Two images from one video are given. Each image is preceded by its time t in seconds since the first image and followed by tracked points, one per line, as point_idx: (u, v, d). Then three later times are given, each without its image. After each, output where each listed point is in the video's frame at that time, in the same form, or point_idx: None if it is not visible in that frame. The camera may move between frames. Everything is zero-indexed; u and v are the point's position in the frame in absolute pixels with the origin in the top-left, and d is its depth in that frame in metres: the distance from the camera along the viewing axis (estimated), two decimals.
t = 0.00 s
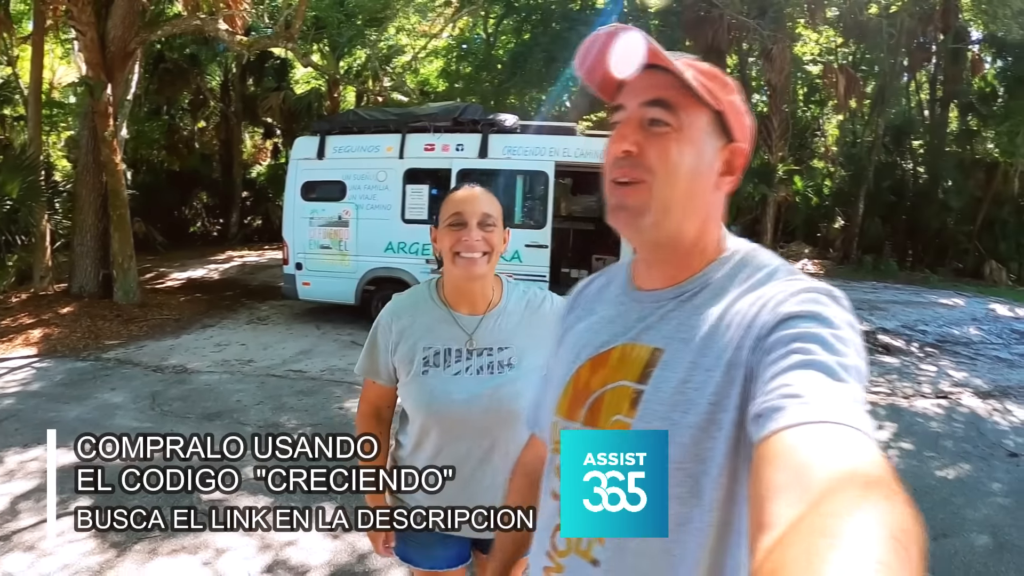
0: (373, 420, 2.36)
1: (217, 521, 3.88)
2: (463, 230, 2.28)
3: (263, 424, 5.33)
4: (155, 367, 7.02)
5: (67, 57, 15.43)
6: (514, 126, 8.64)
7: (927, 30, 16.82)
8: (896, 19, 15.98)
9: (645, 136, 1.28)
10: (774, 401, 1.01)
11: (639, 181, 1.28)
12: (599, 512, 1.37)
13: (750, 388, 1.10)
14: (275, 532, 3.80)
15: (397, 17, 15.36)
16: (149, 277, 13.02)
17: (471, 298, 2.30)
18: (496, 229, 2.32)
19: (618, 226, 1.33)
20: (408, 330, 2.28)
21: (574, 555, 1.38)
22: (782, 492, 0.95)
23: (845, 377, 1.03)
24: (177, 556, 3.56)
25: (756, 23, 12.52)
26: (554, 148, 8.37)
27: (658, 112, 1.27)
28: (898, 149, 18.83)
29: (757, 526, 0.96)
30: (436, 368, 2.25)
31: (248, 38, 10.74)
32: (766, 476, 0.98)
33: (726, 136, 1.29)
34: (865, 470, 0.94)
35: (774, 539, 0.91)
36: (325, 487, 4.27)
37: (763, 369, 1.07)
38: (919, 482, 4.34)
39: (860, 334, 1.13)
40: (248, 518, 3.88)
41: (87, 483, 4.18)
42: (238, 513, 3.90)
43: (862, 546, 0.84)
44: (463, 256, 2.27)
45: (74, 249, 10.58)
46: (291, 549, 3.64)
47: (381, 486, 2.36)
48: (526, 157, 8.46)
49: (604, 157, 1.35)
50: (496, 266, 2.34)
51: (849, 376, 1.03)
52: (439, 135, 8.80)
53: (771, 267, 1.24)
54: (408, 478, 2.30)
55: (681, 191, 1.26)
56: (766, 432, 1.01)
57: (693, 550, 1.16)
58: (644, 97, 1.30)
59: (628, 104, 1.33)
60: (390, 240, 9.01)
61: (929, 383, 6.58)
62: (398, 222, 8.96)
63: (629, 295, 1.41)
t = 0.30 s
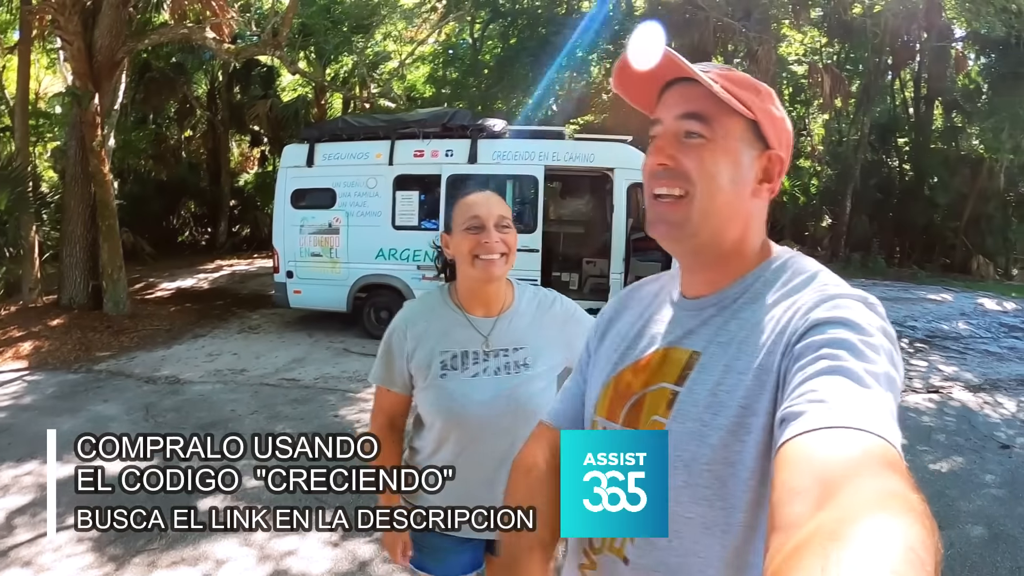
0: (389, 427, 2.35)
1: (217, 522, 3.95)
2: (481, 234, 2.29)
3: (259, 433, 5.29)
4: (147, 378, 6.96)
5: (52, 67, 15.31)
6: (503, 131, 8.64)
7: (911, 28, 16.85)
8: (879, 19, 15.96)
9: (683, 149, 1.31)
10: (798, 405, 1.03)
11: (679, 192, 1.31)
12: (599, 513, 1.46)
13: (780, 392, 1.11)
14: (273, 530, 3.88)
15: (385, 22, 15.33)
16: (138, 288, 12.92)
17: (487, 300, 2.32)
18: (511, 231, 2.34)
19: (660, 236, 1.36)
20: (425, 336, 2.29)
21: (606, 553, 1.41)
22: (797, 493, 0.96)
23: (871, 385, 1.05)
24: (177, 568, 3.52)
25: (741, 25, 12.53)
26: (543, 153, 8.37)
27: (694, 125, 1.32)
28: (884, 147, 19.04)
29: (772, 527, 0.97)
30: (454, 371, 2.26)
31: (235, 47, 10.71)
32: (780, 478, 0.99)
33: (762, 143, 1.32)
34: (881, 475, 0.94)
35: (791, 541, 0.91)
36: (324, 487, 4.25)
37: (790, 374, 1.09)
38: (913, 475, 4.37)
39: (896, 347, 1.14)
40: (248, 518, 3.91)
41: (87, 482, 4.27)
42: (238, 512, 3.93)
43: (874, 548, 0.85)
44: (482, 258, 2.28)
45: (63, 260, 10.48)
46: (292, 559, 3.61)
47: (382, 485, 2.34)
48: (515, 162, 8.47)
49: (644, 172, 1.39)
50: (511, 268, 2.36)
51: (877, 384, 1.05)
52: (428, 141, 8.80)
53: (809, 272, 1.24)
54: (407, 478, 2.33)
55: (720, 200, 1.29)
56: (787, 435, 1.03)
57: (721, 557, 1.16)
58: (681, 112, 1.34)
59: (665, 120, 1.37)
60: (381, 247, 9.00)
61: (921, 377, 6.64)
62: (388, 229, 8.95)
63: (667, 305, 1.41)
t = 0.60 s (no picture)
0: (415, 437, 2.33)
1: (217, 521, 4.06)
2: (505, 240, 2.26)
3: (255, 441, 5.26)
4: (141, 387, 6.91)
5: (42, 74, 15.21)
6: (495, 135, 8.64)
7: (901, 28, 16.92)
8: (868, 19, 16.08)
9: (725, 163, 1.29)
10: (813, 407, 1.04)
11: (720, 207, 1.29)
12: (599, 512, 1.58)
13: (799, 399, 1.10)
14: (273, 529, 3.98)
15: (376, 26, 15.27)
16: (130, 296, 12.84)
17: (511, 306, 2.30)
18: (533, 236, 2.32)
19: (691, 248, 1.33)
20: (450, 344, 2.24)
21: (630, 564, 1.43)
22: (810, 488, 0.97)
23: (888, 387, 1.05)
24: None
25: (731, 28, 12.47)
26: (537, 156, 8.36)
27: (734, 138, 1.30)
28: (875, 146, 19.15)
29: (793, 526, 0.97)
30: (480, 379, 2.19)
31: (226, 52, 10.68)
32: (796, 476, 1.00)
33: (789, 158, 1.34)
34: (895, 473, 0.94)
35: (811, 536, 0.91)
36: (324, 487, 4.43)
37: (808, 380, 1.09)
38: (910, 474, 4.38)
39: (914, 350, 1.15)
40: (248, 518, 4.06)
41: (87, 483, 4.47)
42: (238, 513, 4.08)
43: (889, 546, 0.84)
44: (507, 264, 2.26)
45: (55, 268, 10.41)
46: (290, 569, 3.58)
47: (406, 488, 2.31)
48: (509, 166, 8.43)
49: (677, 184, 1.34)
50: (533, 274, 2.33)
51: (894, 385, 1.06)
52: (421, 146, 8.80)
53: (825, 282, 1.25)
54: (408, 478, 2.30)
55: (756, 215, 1.29)
56: (804, 436, 1.03)
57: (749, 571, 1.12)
58: (716, 122, 1.32)
59: (699, 128, 1.33)
60: (374, 253, 8.98)
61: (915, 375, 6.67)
62: (381, 234, 8.92)
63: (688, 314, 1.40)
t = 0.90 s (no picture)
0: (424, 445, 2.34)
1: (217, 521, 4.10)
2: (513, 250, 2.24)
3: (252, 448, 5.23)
4: (137, 393, 6.87)
5: (38, 77, 15.19)
6: (491, 138, 8.62)
7: (896, 28, 16.94)
8: (863, 20, 16.09)
9: (734, 180, 1.33)
10: (808, 422, 1.03)
11: (730, 224, 1.32)
12: (600, 512, 1.53)
13: (794, 414, 1.08)
14: (274, 530, 4.00)
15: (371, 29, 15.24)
16: (126, 300, 12.80)
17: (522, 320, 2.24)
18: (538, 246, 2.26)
19: (698, 262, 1.33)
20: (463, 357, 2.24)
21: None
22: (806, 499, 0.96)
23: (881, 402, 1.03)
24: None
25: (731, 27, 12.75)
26: (533, 159, 8.35)
27: (742, 156, 1.34)
28: (870, 147, 19.23)
29: (785, 537, 0.97)
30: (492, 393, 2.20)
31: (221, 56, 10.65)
32: (790, 487, 0.99)
33: (786, 172, 1.41)
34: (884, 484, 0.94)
35: (805, 549, 0.92)
36: (325, 486, 4.43)
37: (801, 397, 1.08)
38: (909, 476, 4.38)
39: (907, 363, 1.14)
40: (247, 518, 4.07)
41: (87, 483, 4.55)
42: (238, 513, 4.11)
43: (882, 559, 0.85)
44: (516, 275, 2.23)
45: (49, 273, 10.36)
46: None
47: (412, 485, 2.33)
48: (505, 169, 8.43)
49: (684, 200, 1.35)
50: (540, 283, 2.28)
51: (888, 403, 1.04)
52: (417, 149, 8.79)
53: (824, 298, 1.23)
54: (408, 477, 2.34)
55: (764, 233, 1.33)
56: (797, 450, 1.02)
57: None
58: (728, 141, 1.35)
59: (708, 145, 1.36)
60: (371, 257, 8.96)
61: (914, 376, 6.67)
62: (377, 238, 8.90)
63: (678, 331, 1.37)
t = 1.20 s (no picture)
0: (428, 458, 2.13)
1: (217, 522, 4.11)
2: (521, 254, 2.11)
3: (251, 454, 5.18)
4: (136, 398, 6.81)
5: (36, 81, 15.14)
6: (494, 139, 8.61)
7: (895, 28, 16.93)
8: (863, 20, 16.05)
9: (749, 173, 1.26)
10: (802, 413, 1.03)
11: (744, 218, 1.24)
12: (598, 511, 1.58)
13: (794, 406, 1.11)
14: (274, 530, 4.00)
15: (370, 31, 15.18)
16: (124, 304, 12.73)
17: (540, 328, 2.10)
18: (555, 248, 2.16)
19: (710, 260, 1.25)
20: (472, 369, 2.05)
21: None
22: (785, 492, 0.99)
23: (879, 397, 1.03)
24: None
25: (729, 28, 11.70)
26: (536, 161, 8.34)
27: (756, 149, 1.27)
28: (869, 147, 19.21)
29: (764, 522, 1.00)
30: (504, 408, 2.01)
31: (219, 58, 10.61)
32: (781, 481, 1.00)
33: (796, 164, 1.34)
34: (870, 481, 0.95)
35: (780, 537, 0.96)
36: (324, 487, 4.35)
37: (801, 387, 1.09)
38: (920, 478, 4.33)
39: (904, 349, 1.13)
40: (247, 518, 4.08)
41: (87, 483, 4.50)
42: (238, 513, 4.11)
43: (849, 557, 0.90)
44: (525, 281, 2.09)
45: (47, 278, 10.31)
46: None
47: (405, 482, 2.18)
48: (508, 170, 8.41)
49: (695, 194, 1.27)
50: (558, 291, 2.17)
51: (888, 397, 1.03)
52: (419, 151, 8.76)
53: (828, 293, 1.22)
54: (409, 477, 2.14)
55: (776, 227, 1.26)
56: (790, 439, 1.02)
57: None
58: (743, 134, 1.28)
59: (722, 138, 1.29)
60: (371, 260, 8.91)
61: (920, 377, 6.63)
62: (378, 241, 8.86)
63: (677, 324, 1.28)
